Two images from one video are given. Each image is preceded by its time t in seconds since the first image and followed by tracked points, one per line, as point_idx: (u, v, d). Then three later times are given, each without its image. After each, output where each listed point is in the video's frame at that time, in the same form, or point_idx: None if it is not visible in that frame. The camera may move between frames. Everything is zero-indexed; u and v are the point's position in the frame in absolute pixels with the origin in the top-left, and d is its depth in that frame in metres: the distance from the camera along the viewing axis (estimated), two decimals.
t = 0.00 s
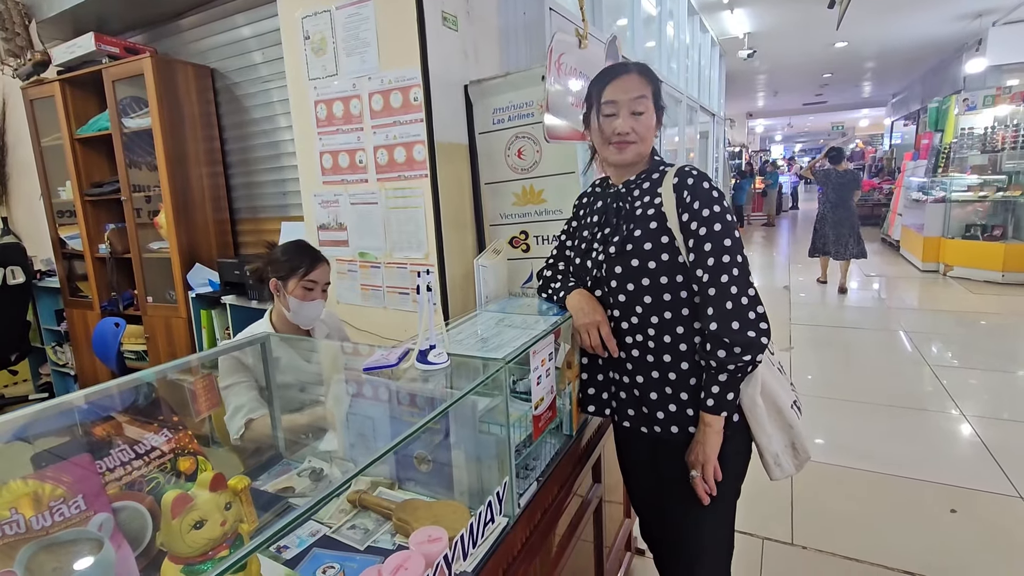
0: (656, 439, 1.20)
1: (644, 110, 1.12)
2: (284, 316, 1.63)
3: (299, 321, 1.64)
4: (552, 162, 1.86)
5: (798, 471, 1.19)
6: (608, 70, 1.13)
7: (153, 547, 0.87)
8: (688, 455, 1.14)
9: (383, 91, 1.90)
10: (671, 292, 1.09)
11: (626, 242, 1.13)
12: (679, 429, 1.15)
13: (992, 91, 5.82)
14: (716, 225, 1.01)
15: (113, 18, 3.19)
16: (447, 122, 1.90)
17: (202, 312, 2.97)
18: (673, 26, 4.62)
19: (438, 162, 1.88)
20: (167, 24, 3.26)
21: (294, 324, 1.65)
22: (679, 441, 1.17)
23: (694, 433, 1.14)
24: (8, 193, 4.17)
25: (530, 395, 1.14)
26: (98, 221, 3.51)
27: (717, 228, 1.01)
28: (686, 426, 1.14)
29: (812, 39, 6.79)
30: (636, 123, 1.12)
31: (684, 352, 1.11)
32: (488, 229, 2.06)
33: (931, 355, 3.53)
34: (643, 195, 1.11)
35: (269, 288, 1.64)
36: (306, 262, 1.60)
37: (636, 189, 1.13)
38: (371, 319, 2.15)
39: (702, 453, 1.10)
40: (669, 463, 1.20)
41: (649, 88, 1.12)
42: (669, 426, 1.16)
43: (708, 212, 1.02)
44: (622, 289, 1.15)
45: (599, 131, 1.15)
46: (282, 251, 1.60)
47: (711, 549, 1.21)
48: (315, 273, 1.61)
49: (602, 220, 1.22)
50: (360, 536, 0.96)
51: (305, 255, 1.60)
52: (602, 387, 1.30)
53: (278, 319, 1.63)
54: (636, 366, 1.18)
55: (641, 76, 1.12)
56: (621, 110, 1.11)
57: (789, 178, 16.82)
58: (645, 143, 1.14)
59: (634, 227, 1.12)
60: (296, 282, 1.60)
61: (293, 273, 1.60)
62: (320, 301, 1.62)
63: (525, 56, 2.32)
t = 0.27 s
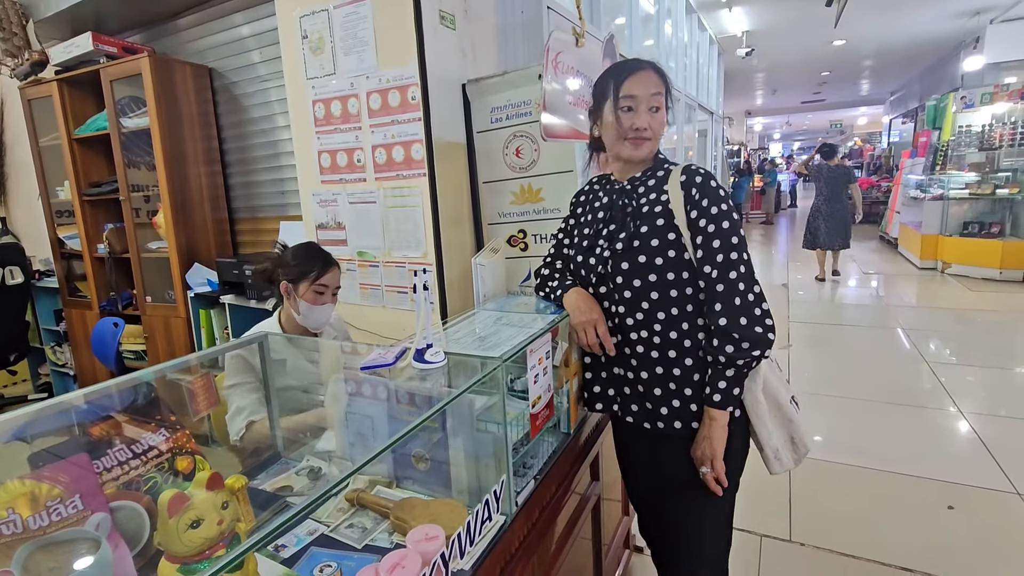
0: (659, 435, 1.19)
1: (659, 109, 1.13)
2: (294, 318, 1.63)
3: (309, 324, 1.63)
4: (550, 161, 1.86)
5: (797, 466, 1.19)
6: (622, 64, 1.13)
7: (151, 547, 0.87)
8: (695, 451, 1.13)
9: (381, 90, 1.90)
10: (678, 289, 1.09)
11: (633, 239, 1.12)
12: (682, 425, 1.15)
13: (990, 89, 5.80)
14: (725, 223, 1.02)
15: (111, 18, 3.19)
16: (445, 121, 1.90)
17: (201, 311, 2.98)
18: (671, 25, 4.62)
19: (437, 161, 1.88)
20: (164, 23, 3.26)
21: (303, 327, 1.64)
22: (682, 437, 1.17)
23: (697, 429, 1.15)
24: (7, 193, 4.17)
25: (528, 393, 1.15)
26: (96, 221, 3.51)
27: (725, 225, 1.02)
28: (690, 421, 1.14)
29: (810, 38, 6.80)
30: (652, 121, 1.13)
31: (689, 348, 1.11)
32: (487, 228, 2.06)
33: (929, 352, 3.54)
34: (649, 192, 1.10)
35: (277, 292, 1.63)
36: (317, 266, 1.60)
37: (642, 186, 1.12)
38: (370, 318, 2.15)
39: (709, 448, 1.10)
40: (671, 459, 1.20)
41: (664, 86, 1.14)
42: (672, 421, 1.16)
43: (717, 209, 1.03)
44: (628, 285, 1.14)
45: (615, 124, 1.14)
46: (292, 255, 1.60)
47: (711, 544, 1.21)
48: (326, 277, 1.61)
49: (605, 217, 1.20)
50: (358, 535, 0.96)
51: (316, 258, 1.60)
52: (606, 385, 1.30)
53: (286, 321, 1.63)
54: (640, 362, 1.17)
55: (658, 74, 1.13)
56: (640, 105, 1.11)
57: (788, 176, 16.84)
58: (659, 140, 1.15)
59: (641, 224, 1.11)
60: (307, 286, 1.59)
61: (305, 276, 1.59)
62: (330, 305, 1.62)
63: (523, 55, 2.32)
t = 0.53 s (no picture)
0: (661, 432, 1.19)
1: (657, 109, 1.13)
2: (297, 319, 1.63)
3: (312, 326, 1.64)
4: (548, 160, 1.87)
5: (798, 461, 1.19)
6: (621, 66, 1.13)
7: (148, 547, 0.87)
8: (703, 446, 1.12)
9: (379, 90, 1.90)
10: (682, 286, 1.09)
11: (636, 238, 1.11)
12: (685, 422, 1.15)
13: (988, 87, 5.77)
14: (727, 221, 1.03)
15: (109, 17, 3.18)
16: (443, 121, 1.90)
17: (200, 311, 2.99)
18: (670, 24, 4.62)
19: (435, 160, 1.88)
20: (162, 23, 3.26)
21: (307, 329, 1.64)
22: (686, 434, 1.17)
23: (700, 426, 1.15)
24: (5, 193, 4.16)
25: (524, 392, 1.15)
26: (94, 221, 3.51)
27: (728, 223, 1.03)
28: (693, 419, 1.14)
29: (808, 37, 6.81)
30: (649, 122, 1.12)
31: (693, 345, 1.11)
32: (485, 228, 2.06)
33: (927, 351, 3.54)
34: (651, 191, 1.10)
35: (281, 294, 1.63)
36: (320, 269, 1.59)
37: (643, 185, 1.12)
38: (368, 318, 2.15)
39: (717, 443, 1.09)
40: (677, 455, 1.20)
41: (663, 86, 1.13)
42: (676, 418, 1.16)
43: (720, 208, 1.03)
44: (631, 284, 1.13)
45: (610, 125, 1.15)
46: (295, 257, 1.59)
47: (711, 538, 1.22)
48: (329, 280, 1.61)
49: (606, 216, 1.20)
50: (355, 534, 0.96)
51: (318, 260, 1.59)
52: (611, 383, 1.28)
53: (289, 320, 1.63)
54: (645, 360, 1.17)
55: (656, 74, 1.13)
56: (635, 108, 1.11)
57: (786, 175, 16.86)
58: (654, 143, 1.14)
59: (644, 223, 1.10)
60: (311, 289, 1.59)
61: (309, 279, 1.59)
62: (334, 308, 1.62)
63: (520, 55, 2.32)
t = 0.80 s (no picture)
0: (651, 432, 1.20)
1: (655, 108, 1.13)
2: (297, 322, 1.62)
3: (313, 328, 1.63)
4: (546, 160, 1.87)
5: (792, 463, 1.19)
6: (621, 63, 1.13)
7: (145, 546, 0.87)
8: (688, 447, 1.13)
9: (376, 89, 1.90)
10: (673, 286, 1.09)
11: (628, 238, 1.12)
12: (674, 421, 1.16)
13: (986, 87, 5.86)
14: (720, 221, 1.02)
15: (106, 17, 3.18)
16: (441, 121, 1.90)
17: (197, 312, 2.99)
18: (669, 23, 4.63)
19: (433, 160, 1.88)
20: (159, 23, 3.25)
21: (308, 331, 1.64)
22: (673, 433, 1.17)
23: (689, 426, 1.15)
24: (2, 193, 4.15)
25: (523, 392, 1.16)
26: (92, 221, 3.50)
27: (721, 223, 1.02)
28: (682, 419, 1.15)
29: (806, 36, 6.81)
30: (645, 120, 1.12)
31: (683, 345, 1.11)
32: (483, 228, 2.06)
33: (926, 351, 3.54)
34: (647, 190, 1.11)
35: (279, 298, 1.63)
36: (316, 270, 1.59)
37: (639, 185, 1.13)
38: (367, 319, 2.15)
39: (702, 444, 1.09)
40: (667, 455, 1.20)
41: (661, 84, 1.13)
42: (666, 418, 1.17)
43: (713, 207, 1.03)
44: (623, 284, 1.14)
45: (607, 123, 1.15)
46: (290, 260, 1.59)
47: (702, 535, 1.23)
48: (326, 281, 1.61)
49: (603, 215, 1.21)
50: (353, 534, 0.97)
51: (315, 262, 1.59)
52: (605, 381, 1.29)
53: (287, 323, 1.63)
54: (636, 359, 1.18)
55: (654, 73, 1.12)
56: (634, 105, 1.11)
57: (785, 174, 16.87)
58: (653, 141, 1.15)
59: (637, 223, 1.11)
60: (309, 291, 1.60)
61: (306, 281, 1.59)
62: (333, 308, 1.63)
63: (518, 54, 2.32)
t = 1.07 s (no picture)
0: (640, 432, 1.21)
1: (643, 102, 1.10)
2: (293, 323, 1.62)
3: (308, 325, 1.64)
4: (544, 160, 1.86)
5: (785, 470, 1.19)
6: (610, 61, 1.13)
7: (145, 547, 0.87)
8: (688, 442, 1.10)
9: (375, 90, 1.89)
10: (663, 287, 1.09)
11: (621, 235, 1.12)
12: (661, 422, 1.16)
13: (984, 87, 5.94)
14: (715, 222, 1.02)
15: (103, 17, 3.17)
16: (440, 121, 1.90)
17: (196, 312, 2.99)
18: (667, 23, 4.63)
19: (432, 161, 1.88)
20: (157, 23, 3.25)
21: (304, 330, 1.64)
22: (663, 434, 1.18)
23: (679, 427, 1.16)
24: None
25: (522, 392, 1.16)
26: (90, 222, 3.50)
27: (715, 225, 1.02)
28: (670, 420, 1.15)
29: (805, 36, 6.82)
30: (632, 115, 1.11)
31: (671, 346, 1.12)
32: (482, 228, 2.06)
33: (925, 351, 3.55)
34: (643, 189, 1.11)
35: (273, 299, 1.63)
36: (305, 267, 1.59)
37: (636, 183, 1.13)
38: (366, 320, 2.15)
39: (688, 449, 1.11)
40: (659, 456, 1.20)
41: (651, 78, 1.11)
42: (652, 418, 1.17)
43: (708, 209, 1.03)
44: (614, 281, 1.15)
45: (596, 122, 1.16)
46: (280, 258, 1.60)
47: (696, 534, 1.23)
48: (316, 276, 1.61)
49: (599, 212, 1.22)
50: (353, 534, 0.97)
51: (303, 259, 1.60)
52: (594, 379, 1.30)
53: (284, 323, 1.63)
54: (625, 358, 1.18)
55: (643, 67, 1.11)
56: (618, 102, 1.11)
57: (783, 174, 16.89)
58: (643, 136, 1.12)
59: (631, 221, 1.11)
60: (300, 288, 1.59)
61: (295, 279, 1.59)
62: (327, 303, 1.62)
63: (517, 55, 2.32)
